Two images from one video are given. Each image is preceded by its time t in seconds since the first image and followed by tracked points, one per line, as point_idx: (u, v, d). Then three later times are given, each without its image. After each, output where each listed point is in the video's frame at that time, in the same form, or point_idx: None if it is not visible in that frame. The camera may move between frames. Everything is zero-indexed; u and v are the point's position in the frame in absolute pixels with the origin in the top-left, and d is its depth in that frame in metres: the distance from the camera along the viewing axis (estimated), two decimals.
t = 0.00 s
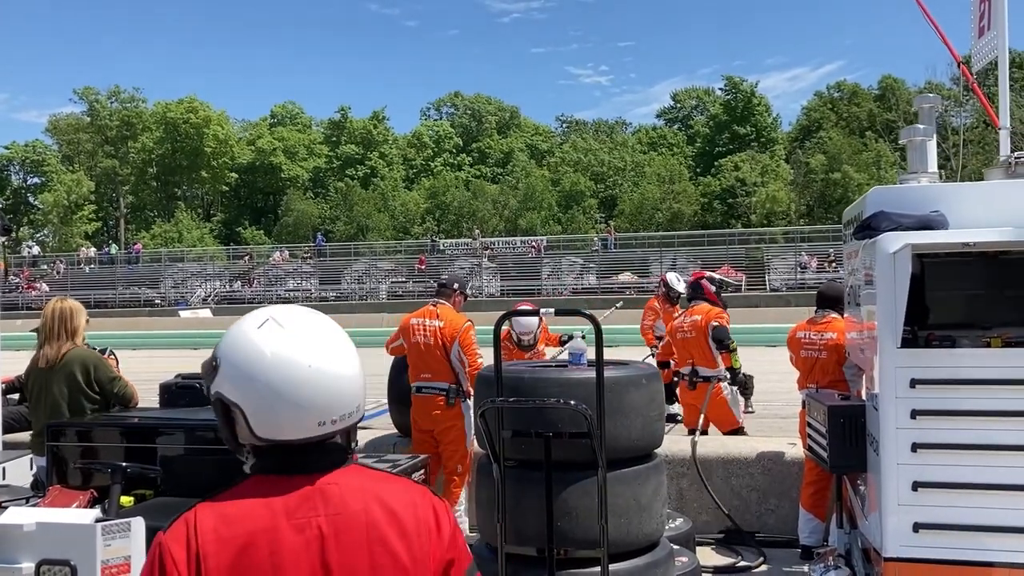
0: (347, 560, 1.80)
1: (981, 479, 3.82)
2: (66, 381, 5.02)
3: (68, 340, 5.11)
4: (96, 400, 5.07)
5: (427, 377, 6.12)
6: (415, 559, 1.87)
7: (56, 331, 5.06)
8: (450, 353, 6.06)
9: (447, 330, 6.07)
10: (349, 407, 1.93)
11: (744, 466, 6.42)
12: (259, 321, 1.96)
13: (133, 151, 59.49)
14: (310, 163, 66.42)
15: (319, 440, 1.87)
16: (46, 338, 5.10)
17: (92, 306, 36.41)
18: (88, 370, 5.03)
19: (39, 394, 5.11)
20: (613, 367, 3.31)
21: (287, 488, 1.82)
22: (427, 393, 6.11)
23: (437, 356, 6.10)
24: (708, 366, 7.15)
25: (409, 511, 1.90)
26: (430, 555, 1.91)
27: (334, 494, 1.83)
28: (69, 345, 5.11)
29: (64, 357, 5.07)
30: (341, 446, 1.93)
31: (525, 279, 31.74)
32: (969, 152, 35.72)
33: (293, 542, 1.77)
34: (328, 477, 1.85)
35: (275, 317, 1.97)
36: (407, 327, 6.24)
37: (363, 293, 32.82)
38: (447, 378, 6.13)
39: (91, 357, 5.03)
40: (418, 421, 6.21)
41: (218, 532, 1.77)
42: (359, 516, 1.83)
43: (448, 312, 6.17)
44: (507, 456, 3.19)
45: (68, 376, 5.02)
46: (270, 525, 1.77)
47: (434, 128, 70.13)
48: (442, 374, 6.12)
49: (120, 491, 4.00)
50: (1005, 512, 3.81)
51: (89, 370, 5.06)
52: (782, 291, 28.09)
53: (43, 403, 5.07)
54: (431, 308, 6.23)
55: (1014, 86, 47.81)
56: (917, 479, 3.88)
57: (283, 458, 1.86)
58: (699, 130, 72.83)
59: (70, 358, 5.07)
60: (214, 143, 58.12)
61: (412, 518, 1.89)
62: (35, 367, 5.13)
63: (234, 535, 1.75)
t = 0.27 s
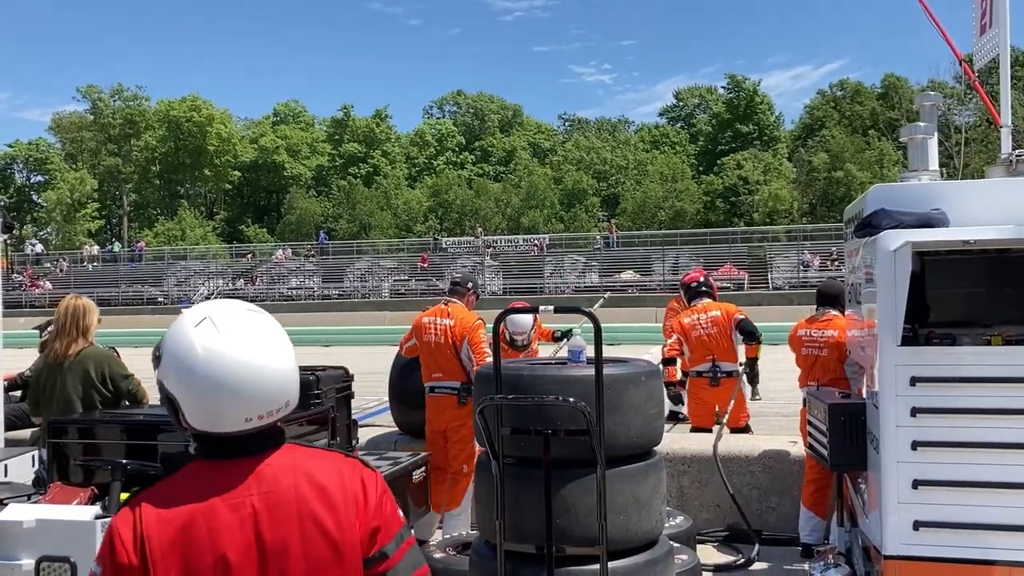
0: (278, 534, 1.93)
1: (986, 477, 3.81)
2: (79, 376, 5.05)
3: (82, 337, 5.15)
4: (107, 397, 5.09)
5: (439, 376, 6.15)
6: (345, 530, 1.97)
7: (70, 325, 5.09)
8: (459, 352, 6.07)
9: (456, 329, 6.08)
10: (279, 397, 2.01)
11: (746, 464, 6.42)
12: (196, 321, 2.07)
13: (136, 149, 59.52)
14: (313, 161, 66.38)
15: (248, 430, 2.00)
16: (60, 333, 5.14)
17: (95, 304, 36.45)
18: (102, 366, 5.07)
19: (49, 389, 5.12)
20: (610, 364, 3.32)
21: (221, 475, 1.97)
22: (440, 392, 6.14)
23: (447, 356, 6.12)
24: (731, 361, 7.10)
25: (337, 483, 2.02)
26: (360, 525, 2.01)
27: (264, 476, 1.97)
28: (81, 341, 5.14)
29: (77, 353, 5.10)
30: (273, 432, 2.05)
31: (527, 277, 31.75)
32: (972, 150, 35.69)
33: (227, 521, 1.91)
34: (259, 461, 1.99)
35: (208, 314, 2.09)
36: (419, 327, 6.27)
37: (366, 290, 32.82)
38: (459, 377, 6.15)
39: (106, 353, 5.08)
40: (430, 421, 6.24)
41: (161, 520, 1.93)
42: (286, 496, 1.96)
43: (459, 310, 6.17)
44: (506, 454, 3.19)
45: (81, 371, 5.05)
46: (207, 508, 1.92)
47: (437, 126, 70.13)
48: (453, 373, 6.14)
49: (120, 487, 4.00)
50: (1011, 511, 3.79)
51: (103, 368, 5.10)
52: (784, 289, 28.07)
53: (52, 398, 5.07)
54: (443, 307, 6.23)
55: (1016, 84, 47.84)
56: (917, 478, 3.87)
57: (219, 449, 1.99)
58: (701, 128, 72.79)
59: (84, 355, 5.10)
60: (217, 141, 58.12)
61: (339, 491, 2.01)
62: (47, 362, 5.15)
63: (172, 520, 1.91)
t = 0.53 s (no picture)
0: (254, 512, 2.07)
1: (990, 474, 3.80)
2: (103, 371, 5.69)
3: (104, 333, 5.78)
4: (124, 393, 5.72)
5: (445, 374, 6.13)
6: (317, 505, 2.10)
7: (93, 322, 5.71)
8: (466, 348, 6.06)
9: (464, 324, 6.08)
10: (251, 379, 2.13)
11: (748, 460, 6.42)
12: (178, 311, 2.19)
13: (140, 146, 59.62)
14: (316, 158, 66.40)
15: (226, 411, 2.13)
16: (84, 332, 5.75)
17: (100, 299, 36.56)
18: (124, 365, 5.72)
19: (72, 382, 5.72)
20: (610, 359, 3.31)
21: (202, 456, 2.11)
22: (446, 388, 6.11)
23: (453, 352, 6.11)
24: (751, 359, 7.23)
25: (310, 460, 2.15)
26: (331, 500, 2.13)
27: (241, 456, 2.11)
28: (105, 338, 5.79)
29: (101, 351, 5.74)
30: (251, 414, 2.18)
31: (530, 274, 31.77)
32: (976, 148, 35.57)
33: (208, 500, 2.06)
34: (239, 443, 2.13)
35: (188, 304, 2.23)
36: (427, 322, 6.27)
37: (369, 287, 32.87)
38: (465, 374, 6.12)
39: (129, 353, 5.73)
40: (437, 417, 6.22)
41: (149, 496, 2.09)
42: (260, 475, 2.09)
43: (467, 306, 6.16)
44: (506, 449, 3.19)
45: (104, 368, 5.70)
46: (190, 487, 2.07)
47: (440, 122, 70.13)
48: (459, 370, 6.13)
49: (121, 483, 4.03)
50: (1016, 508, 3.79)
51: (123, 366, 5.75)
52: (787, 286, 28.04)
53: (76, 390, 5.69)
54: (450, 303, 6.23)
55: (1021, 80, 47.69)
56: (918, 474, 3.87)
57: (200, 432, 2.14)
58: (705, 124, 72.69)
59: (107, 354, 5.74)
60: (221, 137, 58.14)
61: (310, 470, 2.13)
62: (71, 357, 5.77)
63: (157, 496, 2.07)
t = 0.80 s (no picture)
0: (264, 488, 2.17)
1: (991, 468, 3.80)
2: (113, 360, 5.71)
3: (121, 318, 5.78)
4: (134, 381, 5.75)
5: (447, 367, 6.13)
6: (319, 486, 2.19)
7: (112, 310, 5.71)
8: (469, 342, 6.06)
9: (465, 318, 6.08)
10: (264, 361, 2.24)
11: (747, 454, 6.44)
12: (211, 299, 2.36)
13: (141, 140, 59.62)
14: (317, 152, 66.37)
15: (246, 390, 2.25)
16: (97, 319, 5.75)
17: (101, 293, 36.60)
18: (133, 354, 5.73)
19: (82, 369, 5.75)
20: (609, 352, 3.31)
21: (218, 430, 2.22)
22: (447, 382, 6.10)
23: (454, 346, 6.11)
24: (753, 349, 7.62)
25: (318, 445, 2.24)
26: (332, 483, 2.22)
27: (254, 433, 2.21)
28: (118, 326, 5.78)
29: (112, 339, 5.75)
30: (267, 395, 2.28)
31: (531, 268, 31.78)
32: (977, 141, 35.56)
33: (222, 472, 2.17)
34: (253, 420, 2.23)
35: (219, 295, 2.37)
36: (428, 315, 6.28)
37: (370, 281, 32.88)
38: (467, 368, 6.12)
39: (138, 343, 5.74)
40: (438, 410, 6.21)
41: (168, 462, 2.20)
42: (269, 453, 2.19)
43: (468, 300, 6.15)
44: (503, 442, 3.19)
45: (114, 357, 5.71)
46: (206, 458, 2.17)
47: (441, 116, 70.09)
48: (460, 364, 6.13)
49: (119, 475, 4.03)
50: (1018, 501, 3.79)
51: (133, 355, 5.76)
52: (788, 280, 28.04)
53: (87, 378, 5.72)
54: (451, 297, 6.22)
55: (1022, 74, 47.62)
56: (916, 467, 3.87)
57: (222, 408, 2.25)
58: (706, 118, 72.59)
59: (118, 342, 5.75)
60: (221, 131, 58.10)
61: (316, 451, 2.22)
62: (83, 344, 5.77)
63: (173, 464, 2.17)
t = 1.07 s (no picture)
0: (278, 444, 2.43)
1: (987, 458, 3.82)
2: (135, 344, 6.14)
3: (125, 313, 6.20)
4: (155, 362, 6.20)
5: (443, 358, 6.13)
6: (327, 447, 2.46)
7: (119, 305, 6.13)
8: (464, 333, 6.09)
9: (461, 309, 6.11)
10: (278, 330, 2.56)
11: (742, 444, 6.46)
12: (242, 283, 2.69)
13: (136, 131, 59.43)
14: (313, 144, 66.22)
15: (268, 361, 2.56)
16: (109, 315, 6.15)
17: (97, 286, 36.54)
18: (152, 337, 6.20)
19: (104, 360, 6.07)
20: (604, 342, 3.32)
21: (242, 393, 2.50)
22: (444, 372, 6.11)
23: (450, 337, 6.12)
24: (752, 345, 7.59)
25: (328, 413, 2.51)
26: (338, 446, 2.48)
27: (271, 397, 2.48)
28: (128, 318, 6.23)
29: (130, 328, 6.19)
30: (282, 367, 2.57)
31: (527, 260, 31.79)
32: (973, 133, 35.68)
33: (243, 427, 2.44)
34: (271, 387, 2.51)
35: (252, 281, 2.71)
36: (423, 307, 6.28)
37: (366, 273, 32.87)
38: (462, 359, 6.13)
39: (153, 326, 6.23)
40: (434, 402, 6.21)
41: (195, 419, 2.47)
42: (283, 414, 2.46)
43: (463, 292, 6.19)
44: (498, 432, 3.19)
45: (137, 342, 6.15)
46: (229, 415, 2.45)
47: (437, 108, 70.02)
48: (456, 354, 6.14)
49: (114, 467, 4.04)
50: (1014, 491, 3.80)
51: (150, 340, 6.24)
52: (784, 272, 28.09)
53: (112, 366, 6.05)
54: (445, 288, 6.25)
55: (1018, 66, 47.67)
56: (910, 457, 3.88)
57: (246, 375, 2.55)
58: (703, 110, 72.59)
59: (136, 328, 6.20)
60: (217, 123, 57.95)
61: (326, 415, 2.49)
62: (99, 340, 6.12)
63: (200, 419, 2.45)
